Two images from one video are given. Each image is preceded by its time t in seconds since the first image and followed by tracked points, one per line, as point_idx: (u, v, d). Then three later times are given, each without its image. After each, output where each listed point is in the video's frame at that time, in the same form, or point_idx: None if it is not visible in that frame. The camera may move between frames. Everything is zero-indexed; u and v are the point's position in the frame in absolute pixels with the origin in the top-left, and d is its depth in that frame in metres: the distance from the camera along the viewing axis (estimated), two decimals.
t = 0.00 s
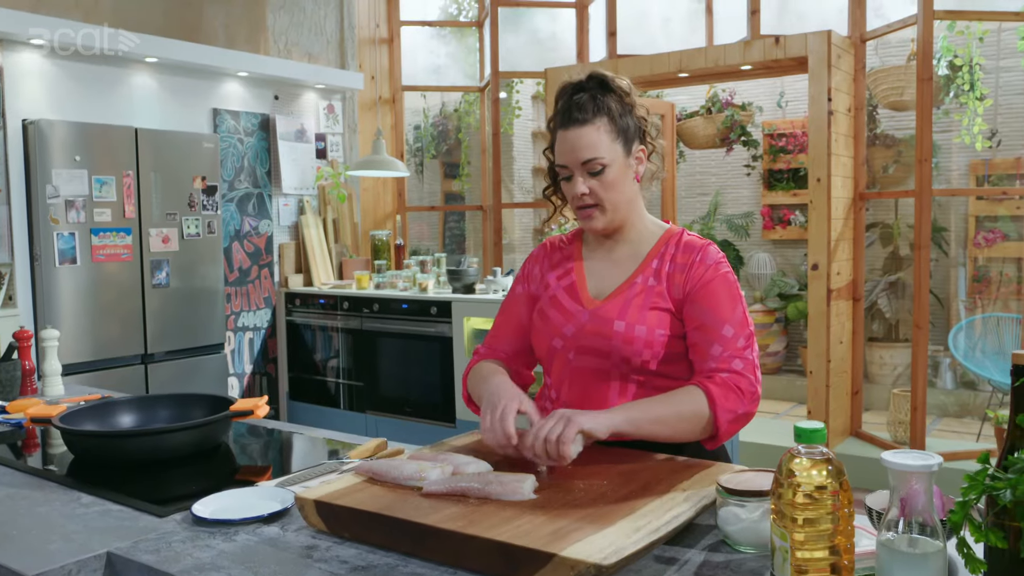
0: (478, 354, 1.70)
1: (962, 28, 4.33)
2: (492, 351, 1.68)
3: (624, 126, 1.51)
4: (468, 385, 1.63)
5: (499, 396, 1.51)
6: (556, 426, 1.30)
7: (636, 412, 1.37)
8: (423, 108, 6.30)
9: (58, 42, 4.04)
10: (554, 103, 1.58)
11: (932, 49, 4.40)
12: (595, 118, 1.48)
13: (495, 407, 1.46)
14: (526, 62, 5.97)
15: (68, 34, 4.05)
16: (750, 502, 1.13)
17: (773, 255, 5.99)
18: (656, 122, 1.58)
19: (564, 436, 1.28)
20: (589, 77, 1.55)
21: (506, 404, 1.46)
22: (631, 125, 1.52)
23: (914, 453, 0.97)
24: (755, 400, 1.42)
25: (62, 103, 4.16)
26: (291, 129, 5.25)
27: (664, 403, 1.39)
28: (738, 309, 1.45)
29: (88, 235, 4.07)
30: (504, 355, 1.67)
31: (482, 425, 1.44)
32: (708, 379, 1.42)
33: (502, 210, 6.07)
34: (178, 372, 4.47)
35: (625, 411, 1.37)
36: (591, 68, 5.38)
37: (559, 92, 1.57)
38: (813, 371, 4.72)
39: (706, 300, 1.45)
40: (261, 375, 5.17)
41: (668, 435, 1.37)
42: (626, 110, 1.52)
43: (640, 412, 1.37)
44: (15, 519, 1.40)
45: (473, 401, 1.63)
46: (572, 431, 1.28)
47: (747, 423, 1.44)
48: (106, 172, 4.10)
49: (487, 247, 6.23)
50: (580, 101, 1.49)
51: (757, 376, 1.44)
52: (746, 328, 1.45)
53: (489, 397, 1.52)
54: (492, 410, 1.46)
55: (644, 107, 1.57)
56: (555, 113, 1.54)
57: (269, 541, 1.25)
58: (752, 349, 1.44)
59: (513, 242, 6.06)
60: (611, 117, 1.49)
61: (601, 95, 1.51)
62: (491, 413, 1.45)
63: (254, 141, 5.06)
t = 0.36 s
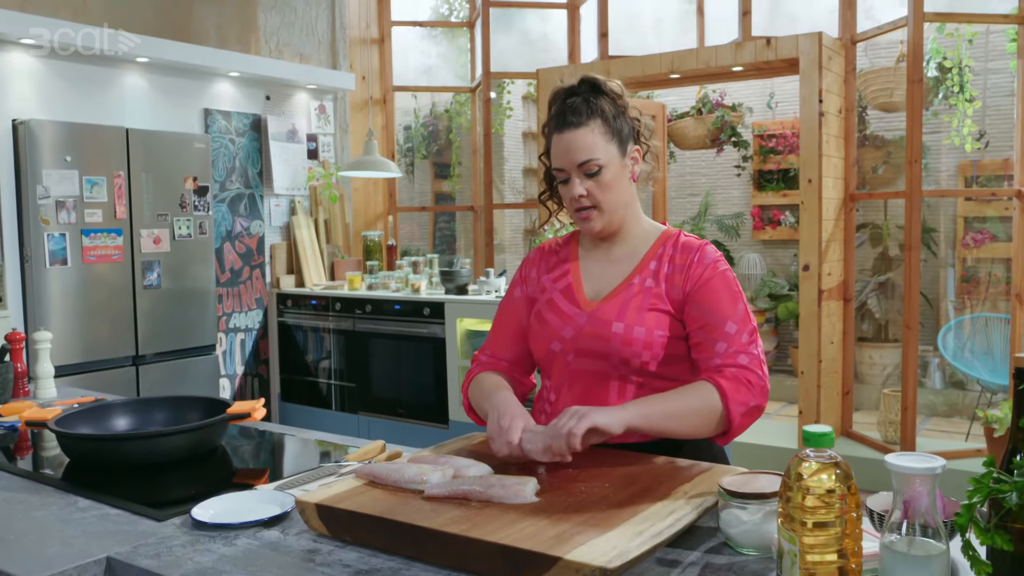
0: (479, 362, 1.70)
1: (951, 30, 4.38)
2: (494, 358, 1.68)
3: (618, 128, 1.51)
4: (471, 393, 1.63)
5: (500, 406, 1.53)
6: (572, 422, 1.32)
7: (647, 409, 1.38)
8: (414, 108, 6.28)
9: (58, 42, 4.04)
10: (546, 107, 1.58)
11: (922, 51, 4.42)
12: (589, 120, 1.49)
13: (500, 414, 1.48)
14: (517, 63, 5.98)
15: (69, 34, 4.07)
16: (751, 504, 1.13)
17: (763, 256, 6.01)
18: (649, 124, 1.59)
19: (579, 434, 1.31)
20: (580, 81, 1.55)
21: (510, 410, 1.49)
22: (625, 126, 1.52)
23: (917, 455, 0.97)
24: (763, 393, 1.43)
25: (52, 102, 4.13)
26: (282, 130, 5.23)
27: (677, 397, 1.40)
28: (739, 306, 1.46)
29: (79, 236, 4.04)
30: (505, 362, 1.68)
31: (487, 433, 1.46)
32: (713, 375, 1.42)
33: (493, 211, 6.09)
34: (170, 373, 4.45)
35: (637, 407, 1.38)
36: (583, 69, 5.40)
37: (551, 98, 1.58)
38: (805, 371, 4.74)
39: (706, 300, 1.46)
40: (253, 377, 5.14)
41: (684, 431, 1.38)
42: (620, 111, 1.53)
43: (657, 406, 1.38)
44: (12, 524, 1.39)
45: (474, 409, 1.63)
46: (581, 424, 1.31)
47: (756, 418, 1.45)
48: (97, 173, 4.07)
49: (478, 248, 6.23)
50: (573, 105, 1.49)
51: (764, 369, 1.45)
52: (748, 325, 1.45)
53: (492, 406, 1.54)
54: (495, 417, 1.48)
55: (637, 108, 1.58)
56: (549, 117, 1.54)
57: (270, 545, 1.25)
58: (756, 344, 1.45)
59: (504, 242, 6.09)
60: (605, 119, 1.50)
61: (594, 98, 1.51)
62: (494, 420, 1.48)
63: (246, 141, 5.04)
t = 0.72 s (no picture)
0: (472, 361, 1.67)
1: (935, 33, 4.45)
2: (489, 358, 1.65)
3: (643, 135, 1.52)
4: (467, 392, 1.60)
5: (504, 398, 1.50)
6: (545, 431, 1.33)
7: (622, 400, 1.38)
8: (400, 108, 6.27)
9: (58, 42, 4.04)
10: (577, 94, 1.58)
11: (907, 53, 4.49)
12: (619, 118, 1.49)
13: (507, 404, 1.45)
14: (503, 64, 5.99)
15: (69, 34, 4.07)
16: (751, 504, 1.14)
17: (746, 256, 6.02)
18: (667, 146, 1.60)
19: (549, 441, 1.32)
20: (616, 79, 1.56)
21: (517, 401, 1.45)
22: (648, 137, 1.54)
23: (919, 455, 0.98)
24: (745, 393, 1.43)
25: (36, 101, 4.09)
26: (269, 130, 5.20)
27: (656, 390, 1.40)
28: (726, 302, 1.46)
29: (64, 236, 4.00)
30: (500, 361, 1.65)
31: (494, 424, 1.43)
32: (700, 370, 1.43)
33: (479, 211, 6.10)
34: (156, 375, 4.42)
35: (614, 400, 1.37)
36: (570, 69, 5.42)
37: (582, 88, 1.58)
38: (791, 371, 4.76)
39: (695, 297, 1.46)
40: (239, 378, 5.12)
41: (656, 424, 1.39)
42: (649, 121, 1.54)
43: (633, 400, 1.38)
44: (7, 529, 1.37)
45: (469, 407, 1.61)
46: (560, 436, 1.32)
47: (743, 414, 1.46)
48: (82, 172, 4.03)
49: (465, 248, 6.24)
50: (610, 100, 1.50)
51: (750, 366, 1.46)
52: (735, 321, 1.46)
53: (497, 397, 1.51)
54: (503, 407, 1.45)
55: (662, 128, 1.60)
56: (579, 104, 1.54)
57: (270, 547, 1.24)
58: (743, 341, 1.45)
59: (490, 242, 6.09)
60: (635, 124, 1.51)
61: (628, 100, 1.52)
62: (501, 410, 1.44)
63: (232, 141, 5.01)
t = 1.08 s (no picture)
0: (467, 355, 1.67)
1: (921, 35, 4.50)
2: (485, 354, 1.65)
3: (661, 144, 1.51)
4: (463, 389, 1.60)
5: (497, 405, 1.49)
6: (566, 445, 1.28)
7: (637, 415, 1.35)
8: (388, 108, 6.26)
9: (58, 43, 4.08)
10: (593, 97, 1.57)
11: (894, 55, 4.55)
12: (638, 126, 1.48)
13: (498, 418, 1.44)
14: (492, 64, 6.00)
15: (70, 33, 4.11)
16: (757, 503, 1.16)
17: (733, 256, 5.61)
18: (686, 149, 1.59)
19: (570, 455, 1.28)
20: (635, 81, 1.54)
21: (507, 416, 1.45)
22: (666, 144, 1.53)
23: (926, 453, 1.00)
24: (759, 402, 1.44)
25: (25, 100, 4.06)
26: (258, 130, 5.18)
27: (674, 404, 1.38)
28: (734, 312, 1.46)
29: (53, 237, 3.97)
30: (496, 358, 1.65)
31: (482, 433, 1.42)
32: (711, 381, 1.42)
33: (469, 211, 6.09)
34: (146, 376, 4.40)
35: (632, 415, 1.35)
36: (559, 70, 5.44)
37: (599, 89, 1.56)
38: (780, 371, 4.79)
39: (703, 307, 1.46)
40: (229, 379, 5.09)
41: (673, 437, 1.37)
42: (667, 128, 1.53)
43: (651, 413, 1.36)
44: (9, 532, 1.36)
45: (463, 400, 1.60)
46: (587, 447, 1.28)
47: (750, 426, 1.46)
48: (71, 172, 4.00)
49: (454, 248, 6.24)
50: (630, 107, 1.48)
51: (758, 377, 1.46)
52: (743, 332, 1.46)
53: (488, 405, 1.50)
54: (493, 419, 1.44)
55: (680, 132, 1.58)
56: (597, 107, 1.52)
57: (278, 548, 1.24)
58: (752, 352, 1.45)
59: (478, 242, 6.10)
60: (654, 132, 1.50)
61: (647, 106, 1.50)
62: (491, 422, 1.44)
63: (222, 141, 4.99)
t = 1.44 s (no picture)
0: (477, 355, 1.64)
1: (917, 35, 4.54)
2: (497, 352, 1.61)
3: (665, 142, 1.47)
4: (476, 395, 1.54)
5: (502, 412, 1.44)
6: (639, 446, 1.26)
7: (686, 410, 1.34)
8: (384, 107, 6.25)
9: (58, 42, 4.06)
10: (591, 98, 1.52)
11: (891, 56, 4.60)
12: (639, 129, 1.43)
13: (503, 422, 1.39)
14: (490, 63, 6.01)
15: (69, 34, 4.09)
16: (775, 499, 1.16)
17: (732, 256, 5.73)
18: (692, 140, 1.54)
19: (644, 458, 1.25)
20: (631, 80, 1.49)
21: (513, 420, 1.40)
22: (670, 141, 1.48)
23: (945, 449, 1.02)
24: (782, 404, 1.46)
25: (24, 98, 4.04)
26: (257, 128, 5.17)
27: (712, 399, 1.39)
28: (752, 317, 1.47)
29: (53, 235, 3.96)
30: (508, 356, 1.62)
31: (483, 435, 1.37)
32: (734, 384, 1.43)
33: (466, 210, 6.09)
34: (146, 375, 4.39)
35: (679, 407, 1.34)
36: (557, 69, 5.45)
37: (597, 91, 1.51)
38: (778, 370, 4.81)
39: (722, 311, 1.46)
40: (228, 378, 5.09)
41: (712, 434, 1.38)
42: (669, 123, 1.47)
43: (696, 407, 1.36)
44: (25, 530, 1.36)
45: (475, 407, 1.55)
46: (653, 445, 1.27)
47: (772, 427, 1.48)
48: (71, 171, 3.99)
49: (451, 247, 6.25)
50: (629, 109, 1.43)
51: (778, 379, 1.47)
52: (759, 339, 1.47)
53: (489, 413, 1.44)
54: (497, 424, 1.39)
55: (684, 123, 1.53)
56: (596, 111, 1.47)
57: (297, 546, 1.24)
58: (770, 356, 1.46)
59: (475, 241, 6.10)
60: (656, 131, 1.45)
61: (648, 106, 1.45)
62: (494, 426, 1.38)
63: (221, 140, 4.99)
